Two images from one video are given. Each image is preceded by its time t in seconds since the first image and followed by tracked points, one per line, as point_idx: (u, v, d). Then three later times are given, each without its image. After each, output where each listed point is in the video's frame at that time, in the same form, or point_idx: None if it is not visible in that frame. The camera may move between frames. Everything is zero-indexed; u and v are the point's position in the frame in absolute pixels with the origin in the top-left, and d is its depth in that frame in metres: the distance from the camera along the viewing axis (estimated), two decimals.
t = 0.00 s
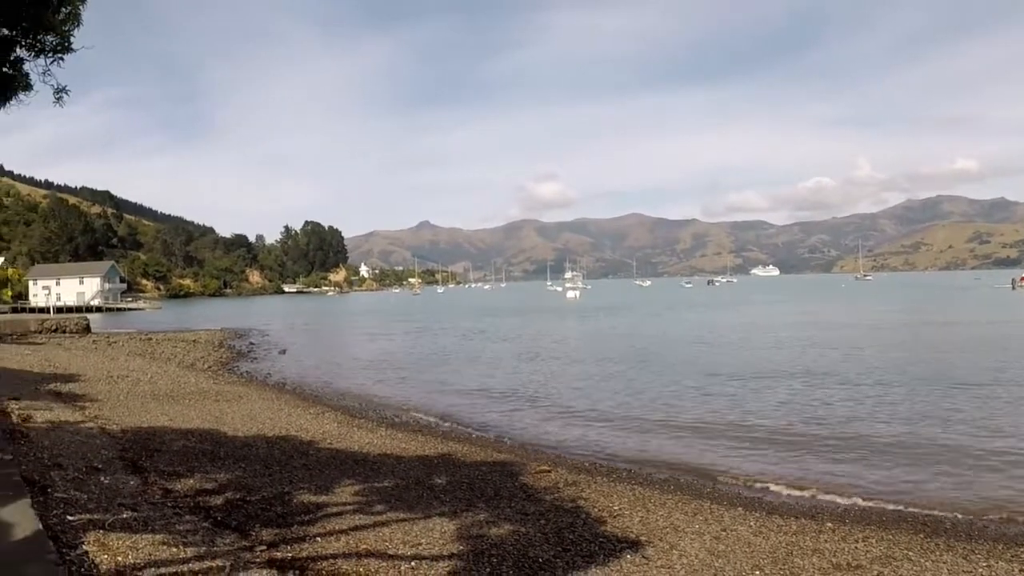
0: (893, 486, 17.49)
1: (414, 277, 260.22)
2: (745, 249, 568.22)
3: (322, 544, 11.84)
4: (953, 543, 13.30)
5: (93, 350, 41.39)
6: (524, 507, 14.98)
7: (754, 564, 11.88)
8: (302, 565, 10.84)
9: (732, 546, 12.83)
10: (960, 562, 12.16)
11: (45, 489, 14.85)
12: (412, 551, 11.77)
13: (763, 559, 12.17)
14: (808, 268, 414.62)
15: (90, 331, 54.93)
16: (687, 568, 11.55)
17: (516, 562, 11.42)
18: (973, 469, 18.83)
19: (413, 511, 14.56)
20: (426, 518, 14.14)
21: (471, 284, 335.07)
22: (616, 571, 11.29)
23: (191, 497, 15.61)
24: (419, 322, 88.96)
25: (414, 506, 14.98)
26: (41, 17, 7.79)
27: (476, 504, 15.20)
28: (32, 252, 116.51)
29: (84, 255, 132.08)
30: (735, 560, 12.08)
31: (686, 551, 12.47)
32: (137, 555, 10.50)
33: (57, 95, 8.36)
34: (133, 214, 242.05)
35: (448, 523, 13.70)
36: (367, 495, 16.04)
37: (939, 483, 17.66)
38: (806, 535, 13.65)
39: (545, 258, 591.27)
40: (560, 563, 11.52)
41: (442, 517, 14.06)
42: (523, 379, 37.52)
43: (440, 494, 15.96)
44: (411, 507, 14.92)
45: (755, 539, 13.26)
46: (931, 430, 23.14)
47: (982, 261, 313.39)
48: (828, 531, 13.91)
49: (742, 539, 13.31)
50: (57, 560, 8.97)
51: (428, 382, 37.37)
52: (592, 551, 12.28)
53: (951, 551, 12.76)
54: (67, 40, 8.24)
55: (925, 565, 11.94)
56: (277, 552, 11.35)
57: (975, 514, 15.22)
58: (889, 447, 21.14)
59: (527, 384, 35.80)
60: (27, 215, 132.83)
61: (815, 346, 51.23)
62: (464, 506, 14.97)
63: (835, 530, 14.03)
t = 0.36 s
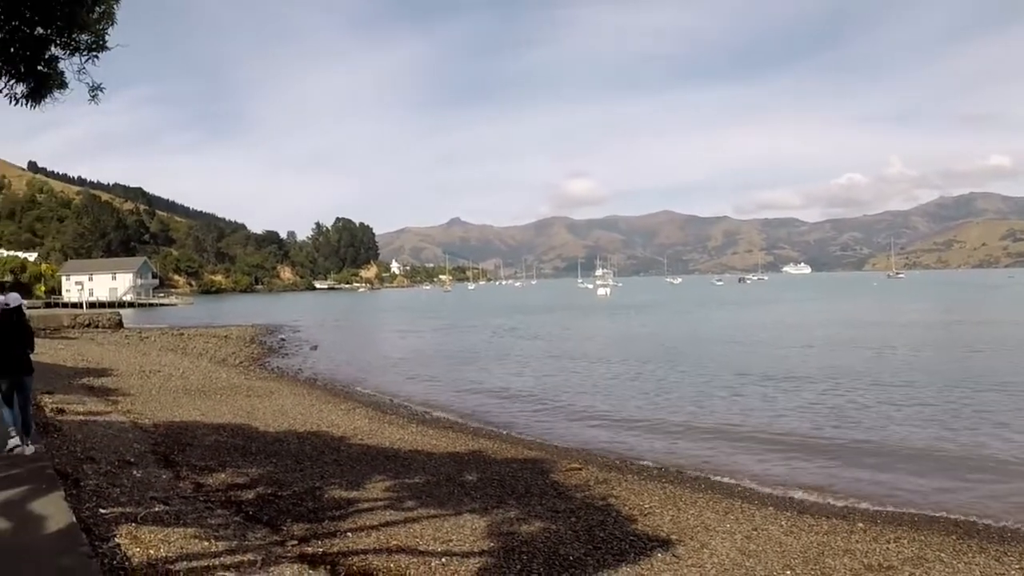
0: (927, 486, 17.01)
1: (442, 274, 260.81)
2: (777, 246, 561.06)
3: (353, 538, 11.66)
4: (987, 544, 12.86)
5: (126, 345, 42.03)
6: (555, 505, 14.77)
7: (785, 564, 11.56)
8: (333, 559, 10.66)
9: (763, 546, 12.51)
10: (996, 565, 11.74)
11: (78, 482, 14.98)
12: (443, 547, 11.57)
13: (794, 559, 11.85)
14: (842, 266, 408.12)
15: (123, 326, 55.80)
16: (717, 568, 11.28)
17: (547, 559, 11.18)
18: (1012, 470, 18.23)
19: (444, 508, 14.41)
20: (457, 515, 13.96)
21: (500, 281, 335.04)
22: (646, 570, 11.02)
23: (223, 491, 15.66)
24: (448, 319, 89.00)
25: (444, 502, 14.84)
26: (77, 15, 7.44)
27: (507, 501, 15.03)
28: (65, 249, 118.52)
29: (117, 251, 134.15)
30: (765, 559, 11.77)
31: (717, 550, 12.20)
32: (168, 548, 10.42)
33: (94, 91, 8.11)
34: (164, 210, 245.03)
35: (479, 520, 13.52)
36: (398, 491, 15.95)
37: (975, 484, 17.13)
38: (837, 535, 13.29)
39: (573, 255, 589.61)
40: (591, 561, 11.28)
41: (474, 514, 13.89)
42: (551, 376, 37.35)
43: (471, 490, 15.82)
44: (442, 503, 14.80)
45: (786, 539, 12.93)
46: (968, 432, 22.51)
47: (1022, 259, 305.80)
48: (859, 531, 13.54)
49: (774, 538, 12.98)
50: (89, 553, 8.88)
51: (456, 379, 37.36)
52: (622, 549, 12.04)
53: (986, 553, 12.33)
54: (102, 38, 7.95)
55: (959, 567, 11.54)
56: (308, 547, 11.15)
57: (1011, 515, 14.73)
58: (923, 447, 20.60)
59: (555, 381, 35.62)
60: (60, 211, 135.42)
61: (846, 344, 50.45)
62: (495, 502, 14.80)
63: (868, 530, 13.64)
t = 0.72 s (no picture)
0: (962, 489, 16.51)
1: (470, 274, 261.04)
2: (809, 246, 553.61)
3: (383, 537, 11.52)
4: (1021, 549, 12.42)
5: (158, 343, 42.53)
6: (584, 505, 14.57)
7: (815, 566, 11.27)
8: (363, 557, 10.56)
9: (793, 547, 12.20)
10: None
11: (110, 479, 15.11)
12: (472, 547, 11.40)
13: (824, 561, 11.54)
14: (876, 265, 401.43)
15: (154, 325, 56.49)
16: (746, 569, 11.01)
17: (576, 559, 10.98)
18: None
19: (473, 507, 14.28)
20: (486, 514, 13.82)
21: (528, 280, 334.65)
22: (676, 571, 10.80)
23: (253, 489, 15.70)
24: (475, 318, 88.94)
25: (474, 502, 14.71)
26: (108, 18, 7.34)
27: (537, 500, 14.86)
28: (96, 248, 120.38)
29: (148, 250, 136.15)
30: (795, 561, 11.48)
31: (747, 551, 11.91)
32: (199, 545, 10.37)
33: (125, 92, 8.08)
34: (196, 211, 248.56)
35: (509, 519, 13.37)
36: (428, 490, 15.85)
37: (1012, 488, 16.59)
38: (868, 537, 12.92)
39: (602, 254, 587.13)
40: (621, 562, 11.07)
41: (503, 514, 13.74)
42: (578, 376, 37.08)
43: (501, 490, 15.68)
44: (472, 502, 14.67)
45: (816, 541, 12.62)
46: (1006, 434, 21.87)
47: None
48: (890, 533, 13.16)
49: (804, 540, 12.66)
50: (120, 548, 8.84)
51: (483, 378, 37.25)
52: (651, 550, 11.81)
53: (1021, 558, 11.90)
54: (134, 39, 7.88)
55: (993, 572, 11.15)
56: (337, 545, 11.05)
57: None
58: (958, 450, 20.04)
59: (582, 381, 35.33)
60: (92, 211, 137.70)
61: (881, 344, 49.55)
62: (524, 502, 14.63)
63: (899, 532, 13.26)
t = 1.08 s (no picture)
0: (998, 493, 16.04)
1: (498, 274, 261.26)
2: (842, 243, 545.50)
3: (412, 535, 11.44)
4: None
5: (190, 343, 43.09)
6: (615, 504, 14.41)
7: (846, 567, 10.99)
8: (393, 555, 10.46)
9: (824, 548, 11.92)
10: None
11: (143, 477, 15.27)
12: (502, 545, 11.27)
13: (854, 562, 11.24)
14: (911, 262, 394.14)
15: (185, 324, 57.22)
16: (777, 570, 10.75)
17: (606, 559, 10.80)
18: None
19: (503, 506, 14.16)
20: (515, 513, 13.69)
21: (557, 279, 333.99)
22: (706, 571, 10.57)
23: (284, 487, 15.76)
24: (503, 318, 88.66)
25: (503, 501, 14.58)
26: (137, 20, 7.25)
27: (567, 499, 14.71)
28: (127, 249, 122.48)
29: (179, 251, 138.02)
30: (826, 562, 11.21)
31: (777, 551, 11.66)
32: (231, 542, 10.35)
33: (157, 94, 8.01)
34: (226, 212, 251.48)
35: (539, 518, 13.21)
36: (458, 488, 15.78)
37: None
38: (898, 538, 12.60)
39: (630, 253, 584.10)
40: (652, 561, 10.85)
41: (533, 513, 13.59)
42: (606, 376, 36.83)
43: (531, 489, 15.55)
44: (502, 501, 14.56)
45: (848, 542, 12.31)
46: None
47: None
48: (922, 535, 12.81)
49: (834, 541, 12.36)
50: (152, 546, 8.86)
51: (511, 378, 37.19)
52: (681, 550, 11.59)
53: None
54: (165, 43, 7.82)
55: None
56: (368, 544, 11.01)
57: None
58: (995, 453, 19.49)
59: (609, 381, 35.10)
60: (123, 212, 140.16)
61: (914, 343, 48.81)
62: (554, 501, 14.48)
63: (931, 533, 12.91)
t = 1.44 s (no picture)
0: None
1: (526, 274, 260.93)
2: (875, 241, 536.61)
3: (442, 535, 11.29)
4: None
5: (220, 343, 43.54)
6: (644, 504, 14.15)
7: (875, 568, 10.66)
8: (422, 554, 10.33)
9: (853, 548, 11.57)
10: None
11: (174, 476, 15.34)
12: (532, 545, 11.09)
13: (885, 563, 10.89)
14: (947, 260, 386.38)
15: (214, 325, 57.84)
16: (807, 570, 10.45)
17: (635, 559, 10.58)
18: None
19: (532, 506, 13.98)
20: (544, 513, 13.49)
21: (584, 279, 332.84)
22: (735, 572, 10.30)
23: (314, 487, 15.73)
24: (530, 318, 88.42)
25: (533, 500, 14.41)
26: (167, 23, 7.18)
27: (596, 499, 14.48)
28: (157, 251, 124.39)
29: (208, 252, 139.73)
30: (855, 563, 10.88)
31: (808, 552, 11.32)
32: (261, 542, 10.27)
33: (187, 97, 7.94)
34: (254, 212, 254.15)
35: (569, 518, 13.00)
36: (487, 488, 15.62)
37: None
38: (929, 538, 12.22)
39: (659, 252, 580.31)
40: (681, 561, 10.61)
41: (562, 513, 13.39)
42: (633, 376, 36.46)
43: (561, 489, 15.35)
44: (532, 501, 14.38)
45: (879, 542, 11.94)
46: None
47: None
48: (953, 535, 12.42)
49: (865, 541, 12.00)
50: (182, 544, 8.82)
51: (537, 378, 36.99)
52: (711, 550, 11.33)
53: None
54: (194, 45, 7.74)
55: None
56: (397, 543, 10.89)
57: None
58: None
59: (636, 380, 34.75)
60: (153, 215, 142.44)
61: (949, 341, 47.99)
62: (583, 501, 14.26)
63: (962, 534, 12.50)
